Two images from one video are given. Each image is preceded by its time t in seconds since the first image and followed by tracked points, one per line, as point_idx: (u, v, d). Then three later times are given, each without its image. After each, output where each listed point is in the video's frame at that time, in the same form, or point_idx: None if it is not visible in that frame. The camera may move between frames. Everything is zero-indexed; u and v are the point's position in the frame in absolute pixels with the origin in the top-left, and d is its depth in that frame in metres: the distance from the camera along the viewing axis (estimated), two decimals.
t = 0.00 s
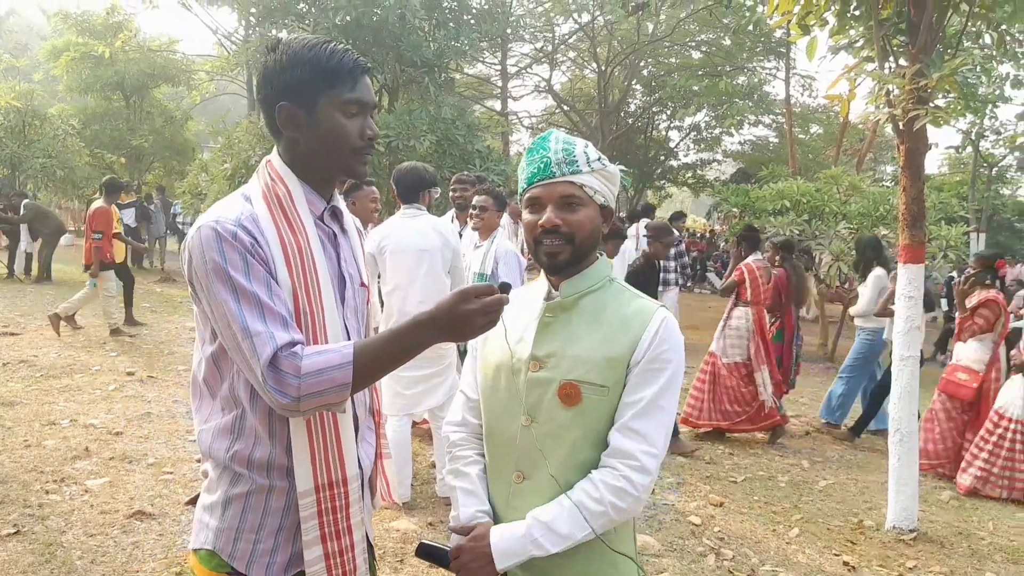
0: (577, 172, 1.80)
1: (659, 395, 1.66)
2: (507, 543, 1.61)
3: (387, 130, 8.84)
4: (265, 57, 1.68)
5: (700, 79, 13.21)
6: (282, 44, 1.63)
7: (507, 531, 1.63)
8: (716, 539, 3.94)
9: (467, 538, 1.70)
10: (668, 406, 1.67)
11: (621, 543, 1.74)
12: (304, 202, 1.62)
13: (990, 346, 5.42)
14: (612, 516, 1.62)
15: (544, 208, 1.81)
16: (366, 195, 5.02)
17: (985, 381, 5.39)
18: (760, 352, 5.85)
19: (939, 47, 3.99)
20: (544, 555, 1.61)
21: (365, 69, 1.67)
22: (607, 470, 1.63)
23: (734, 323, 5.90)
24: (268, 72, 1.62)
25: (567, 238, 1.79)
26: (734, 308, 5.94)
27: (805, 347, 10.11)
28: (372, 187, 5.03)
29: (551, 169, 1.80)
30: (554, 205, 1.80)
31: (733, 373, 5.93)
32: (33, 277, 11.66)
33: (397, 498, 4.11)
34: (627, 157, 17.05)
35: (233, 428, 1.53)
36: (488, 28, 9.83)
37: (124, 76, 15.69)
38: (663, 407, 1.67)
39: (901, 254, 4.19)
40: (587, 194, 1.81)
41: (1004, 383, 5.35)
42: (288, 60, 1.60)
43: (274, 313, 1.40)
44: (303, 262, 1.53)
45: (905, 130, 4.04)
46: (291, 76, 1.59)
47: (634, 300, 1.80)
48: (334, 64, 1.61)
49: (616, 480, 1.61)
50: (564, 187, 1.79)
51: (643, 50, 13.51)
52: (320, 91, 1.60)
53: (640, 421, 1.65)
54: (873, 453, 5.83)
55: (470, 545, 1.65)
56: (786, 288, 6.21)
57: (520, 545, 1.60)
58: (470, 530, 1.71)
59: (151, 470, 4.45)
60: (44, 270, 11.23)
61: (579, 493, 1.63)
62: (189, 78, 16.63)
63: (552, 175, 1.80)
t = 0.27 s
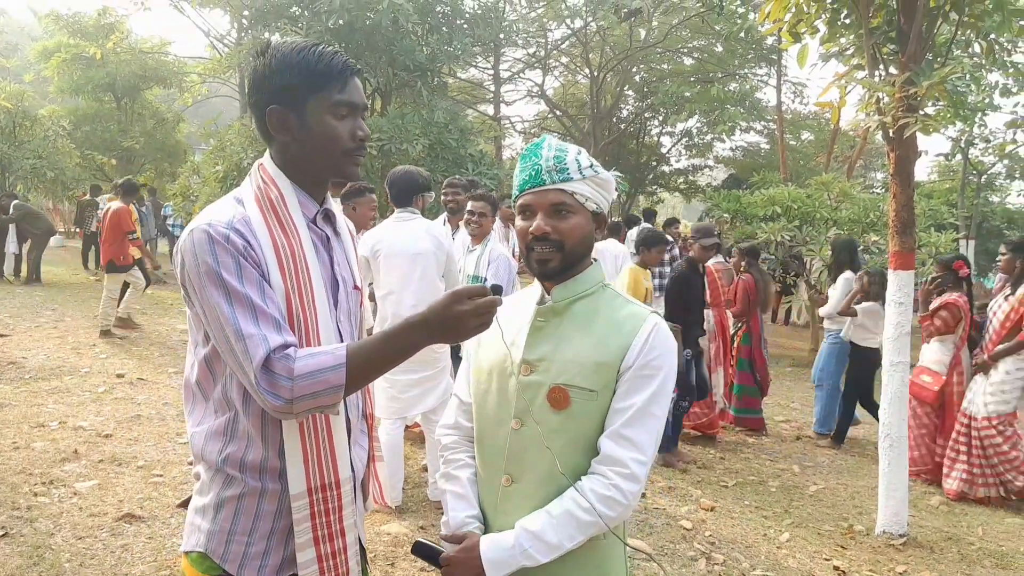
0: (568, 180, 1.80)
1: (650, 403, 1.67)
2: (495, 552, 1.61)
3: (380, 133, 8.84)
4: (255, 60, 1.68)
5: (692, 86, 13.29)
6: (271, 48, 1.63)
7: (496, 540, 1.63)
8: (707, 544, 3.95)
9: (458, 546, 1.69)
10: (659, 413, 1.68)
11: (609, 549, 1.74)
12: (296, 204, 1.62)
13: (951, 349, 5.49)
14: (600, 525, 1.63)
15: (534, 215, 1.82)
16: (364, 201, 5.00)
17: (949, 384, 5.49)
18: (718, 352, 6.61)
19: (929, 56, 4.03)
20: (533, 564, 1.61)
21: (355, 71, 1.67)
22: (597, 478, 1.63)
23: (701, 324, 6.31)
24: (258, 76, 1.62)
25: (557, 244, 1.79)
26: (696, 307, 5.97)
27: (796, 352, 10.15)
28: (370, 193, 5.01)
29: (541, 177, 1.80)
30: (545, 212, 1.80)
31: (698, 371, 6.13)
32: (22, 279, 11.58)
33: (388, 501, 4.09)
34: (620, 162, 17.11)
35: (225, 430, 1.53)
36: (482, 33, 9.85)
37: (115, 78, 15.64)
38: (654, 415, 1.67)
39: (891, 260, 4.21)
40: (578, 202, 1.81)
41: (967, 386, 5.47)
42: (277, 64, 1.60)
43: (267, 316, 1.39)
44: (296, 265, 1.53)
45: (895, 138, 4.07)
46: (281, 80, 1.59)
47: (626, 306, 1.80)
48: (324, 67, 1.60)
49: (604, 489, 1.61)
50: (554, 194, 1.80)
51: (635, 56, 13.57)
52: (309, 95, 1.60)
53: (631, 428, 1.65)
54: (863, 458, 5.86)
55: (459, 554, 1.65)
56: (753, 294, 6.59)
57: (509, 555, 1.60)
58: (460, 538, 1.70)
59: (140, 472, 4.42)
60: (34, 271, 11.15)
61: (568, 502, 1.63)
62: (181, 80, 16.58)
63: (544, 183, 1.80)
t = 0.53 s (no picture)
0: (564, 182, 1.80)
1: (646, 405, 1.67)
2: (488, 552, 1.61)
3: (377, 133, 8.84)
4: (251, 60, 1.68)
5: (689, 88, 13.32)
6: (267, 47, 1.63)
7: (490, 539, 1.62)
8: (703, 545, 3.95)
9: (451, 545, 1.69)
10: (655, 415, 1.68)
11: (602, 550, 1.74)
12: (294, 203, 1.61)
13: (923, 348, 5.60)
14: (595, 526, 1.63)
15: (531, 216, 1.83)
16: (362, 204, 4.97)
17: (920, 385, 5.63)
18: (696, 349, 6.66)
19: (924, 59, 4.05)
20: (527, 565, 1.61)
21: (351, 69, 1.66)
22: (591, 478, 1.63)
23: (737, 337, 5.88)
24: (254, 75, 1.62)
25: (554, 246, 1.80)
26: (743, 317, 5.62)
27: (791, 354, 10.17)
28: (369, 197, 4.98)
29: (538, 178, 1.81)
30: (541, 214, 1.81)
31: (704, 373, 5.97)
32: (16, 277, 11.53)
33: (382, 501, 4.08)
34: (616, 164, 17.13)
35: (222, 429, 1.52)
36: (479, 33, 9.86)
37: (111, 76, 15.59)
38: (650, 418, 1.67)
39: (887, 262, 4.22)
40: (575, 203, 1.80)
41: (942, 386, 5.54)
42: (273, 62, 1.60)
43: (264, 315, 1.39)
44: (293, 263, 1.53)
45: (891, 140, 4.09)
46: (278, 78, 1.59)
47: (624, 308, 1.80)
48: (319, 65, 1.60)
49: (599, 490, 1.61)
50: (551, 196, 1.80)
51: (632, 58, 13.59)
52: (305, 92, 1.59)
53: (627, 430, 1.65)
54: (857, 460, 5.87)
55: (452, 553, 1.64)
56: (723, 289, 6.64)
57: (502, 555, 1.60)
58: (454, 537, 1.70)
59: (135, 472, 4.40)
60: (28, 270, 11.11)
61: (563, 502, 1.63)
62: (177, 79, 16.54)
63: (540, 185, 1.80)
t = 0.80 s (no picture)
0: (560, 174, 1.79)
1: (648, 396, 1.67)
2: (493, 545, 1.61)
3: (376, 127, 8.82)
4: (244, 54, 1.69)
5: (688, 79, 13.28)
6: (258, 41, 1.64)
7: (494, 532, 1.62)
8: (703, 536, 3.96)
9: (454, 538, 1.69)
10: (657, 406, 1.69)
11: (605, 540, 1.75)
12: (291, 195, 1.61)
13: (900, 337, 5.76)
14: (599, 517, 1.64)
15: (527, 208, 1.82)
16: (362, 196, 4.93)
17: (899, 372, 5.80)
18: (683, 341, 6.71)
19: (925, 49, 4.03)
20: (532, 556, 1.62)
21: (342, 59, 1.65)
22: (595, 470, 1.64)
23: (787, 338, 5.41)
24: (246, 69, 1.63)
25: (550, 237, 1.79)
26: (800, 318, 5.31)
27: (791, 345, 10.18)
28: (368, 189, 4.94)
29: (533, 170, 1.80)
30: (537, 206, 1.80)
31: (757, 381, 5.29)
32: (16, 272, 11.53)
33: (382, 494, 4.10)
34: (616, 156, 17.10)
35: (222, 422, 1.52)
36: (478, 26, 9.83)
37: (109, 70, 15.56)
38: (652, 408, 1.68)
39: (886, 253, 4.22)
40: (572, 195, 1.79)
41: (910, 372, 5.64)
42: (262, 55, 1.61)
43: (262, 308, 1.38)
44: (291, 256, 1.52)
45: (891, 131, 4.07)
46: (265, 69, 1.60)
47: (624, 299, 1.80)
48: (302, 53, 1.60)
49: (603, 481, 1.62)
50: (546, 188, 1.79)
51: (631, 50, 13.54)
52: (293, 81, 1.59)
53: (630, 421, 1.65)
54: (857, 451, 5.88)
55: (456, 547, 1.64)
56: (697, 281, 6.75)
57: (507, 547, 1.60)
58: (457, 530, 1.70)
59: (136, 466, 4.41)
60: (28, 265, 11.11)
61: (566, 494, 1.64)
62: (175, 73, 16.50)
63: (536, 178, 1.80)
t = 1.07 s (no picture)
0: (555, 171, 1.79)
1: (649, 394, 1.68)
2: (500, 547, 1.61)
3: (375, 126, 8.82)
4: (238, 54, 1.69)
5: (687, 78, 13.28)
6: (250, 40, 1.64)
7: (500, 534, 1.62)
8: (701, 535, 3.96)
9: (458, 541, 1.69)
10: (657, 404, 1.69)
11: (608, 537, 1.76)
12: (287, 195, 1.61)
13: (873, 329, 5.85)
14: (604, 516, 1.64)
15: (522, 205, 1.82)
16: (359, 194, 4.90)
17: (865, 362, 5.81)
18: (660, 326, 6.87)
19: (923, 47, 4.02)
20: (539, 558, 1.62)
21: (333, 55, 1.65)
22: (598, 469, 1.64)
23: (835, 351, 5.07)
24: (238, 68, 1.63)
25: (545, 234, 1.79)
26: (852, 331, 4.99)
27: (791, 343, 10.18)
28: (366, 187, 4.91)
29: (529, 167, 1.80)
30: (532, 203, 1.80)
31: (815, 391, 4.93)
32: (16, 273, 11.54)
33: (381, 494, 4.11)
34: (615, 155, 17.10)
35: (219, 422, 1.52)
36: (477, 24, 9.83)
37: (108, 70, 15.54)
38: (652, 406, 1.69)
39: (885, 251, 4.21)
40: (567, 191, 1.79)
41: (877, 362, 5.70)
42: (253, 54, 1.61)
43: (258, 308, 1.38)
44: (287, 256, 1.52)
45: (889, 129, 4.07)
46: (256, 68, 1.60)
47: (622, 297, 1.80)
48: (291, 51, 1.60)
49: (607, 481, 1.63)
50: (541, 185, 1.79)
51: (630, 48, 13.51)
52: (283, 79, 1.59)
53: (632, 420, 1.66)
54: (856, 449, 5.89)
55: (461, 550, 1.64)
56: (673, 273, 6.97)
57: (514, 549, 1.60)
58: (461, 532, 1.70)
59: (135, 466, 4.42)
60: (27, 265, 11.12)
61: (570, 494, 1.64)
62: (174, 72, 16.49)
63: (531, 174, 1.80)
